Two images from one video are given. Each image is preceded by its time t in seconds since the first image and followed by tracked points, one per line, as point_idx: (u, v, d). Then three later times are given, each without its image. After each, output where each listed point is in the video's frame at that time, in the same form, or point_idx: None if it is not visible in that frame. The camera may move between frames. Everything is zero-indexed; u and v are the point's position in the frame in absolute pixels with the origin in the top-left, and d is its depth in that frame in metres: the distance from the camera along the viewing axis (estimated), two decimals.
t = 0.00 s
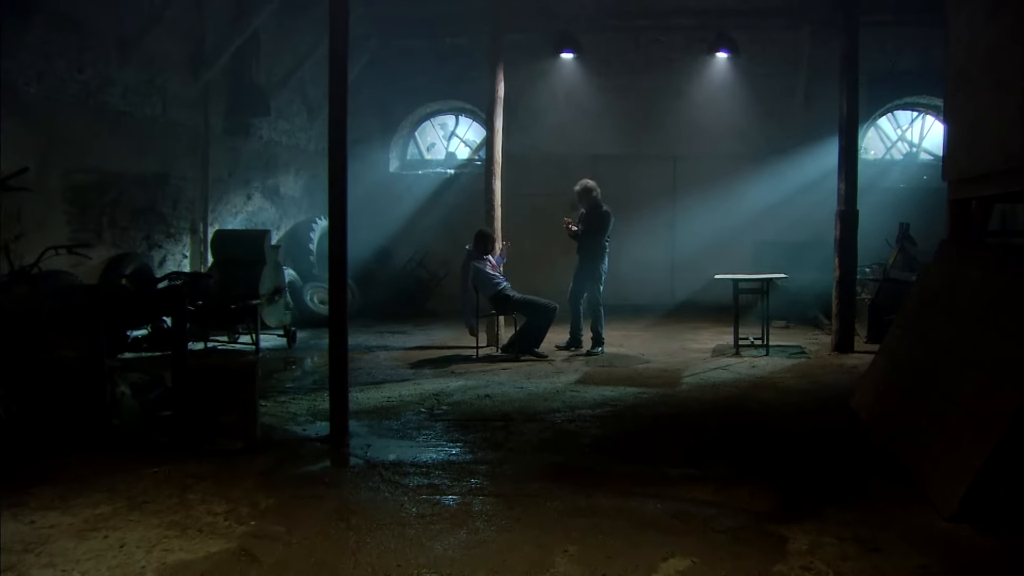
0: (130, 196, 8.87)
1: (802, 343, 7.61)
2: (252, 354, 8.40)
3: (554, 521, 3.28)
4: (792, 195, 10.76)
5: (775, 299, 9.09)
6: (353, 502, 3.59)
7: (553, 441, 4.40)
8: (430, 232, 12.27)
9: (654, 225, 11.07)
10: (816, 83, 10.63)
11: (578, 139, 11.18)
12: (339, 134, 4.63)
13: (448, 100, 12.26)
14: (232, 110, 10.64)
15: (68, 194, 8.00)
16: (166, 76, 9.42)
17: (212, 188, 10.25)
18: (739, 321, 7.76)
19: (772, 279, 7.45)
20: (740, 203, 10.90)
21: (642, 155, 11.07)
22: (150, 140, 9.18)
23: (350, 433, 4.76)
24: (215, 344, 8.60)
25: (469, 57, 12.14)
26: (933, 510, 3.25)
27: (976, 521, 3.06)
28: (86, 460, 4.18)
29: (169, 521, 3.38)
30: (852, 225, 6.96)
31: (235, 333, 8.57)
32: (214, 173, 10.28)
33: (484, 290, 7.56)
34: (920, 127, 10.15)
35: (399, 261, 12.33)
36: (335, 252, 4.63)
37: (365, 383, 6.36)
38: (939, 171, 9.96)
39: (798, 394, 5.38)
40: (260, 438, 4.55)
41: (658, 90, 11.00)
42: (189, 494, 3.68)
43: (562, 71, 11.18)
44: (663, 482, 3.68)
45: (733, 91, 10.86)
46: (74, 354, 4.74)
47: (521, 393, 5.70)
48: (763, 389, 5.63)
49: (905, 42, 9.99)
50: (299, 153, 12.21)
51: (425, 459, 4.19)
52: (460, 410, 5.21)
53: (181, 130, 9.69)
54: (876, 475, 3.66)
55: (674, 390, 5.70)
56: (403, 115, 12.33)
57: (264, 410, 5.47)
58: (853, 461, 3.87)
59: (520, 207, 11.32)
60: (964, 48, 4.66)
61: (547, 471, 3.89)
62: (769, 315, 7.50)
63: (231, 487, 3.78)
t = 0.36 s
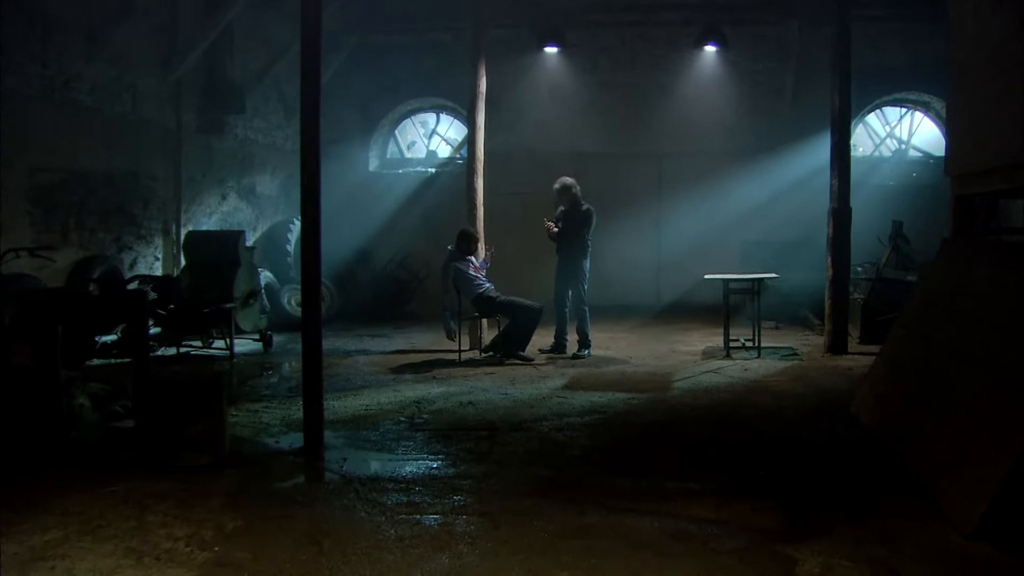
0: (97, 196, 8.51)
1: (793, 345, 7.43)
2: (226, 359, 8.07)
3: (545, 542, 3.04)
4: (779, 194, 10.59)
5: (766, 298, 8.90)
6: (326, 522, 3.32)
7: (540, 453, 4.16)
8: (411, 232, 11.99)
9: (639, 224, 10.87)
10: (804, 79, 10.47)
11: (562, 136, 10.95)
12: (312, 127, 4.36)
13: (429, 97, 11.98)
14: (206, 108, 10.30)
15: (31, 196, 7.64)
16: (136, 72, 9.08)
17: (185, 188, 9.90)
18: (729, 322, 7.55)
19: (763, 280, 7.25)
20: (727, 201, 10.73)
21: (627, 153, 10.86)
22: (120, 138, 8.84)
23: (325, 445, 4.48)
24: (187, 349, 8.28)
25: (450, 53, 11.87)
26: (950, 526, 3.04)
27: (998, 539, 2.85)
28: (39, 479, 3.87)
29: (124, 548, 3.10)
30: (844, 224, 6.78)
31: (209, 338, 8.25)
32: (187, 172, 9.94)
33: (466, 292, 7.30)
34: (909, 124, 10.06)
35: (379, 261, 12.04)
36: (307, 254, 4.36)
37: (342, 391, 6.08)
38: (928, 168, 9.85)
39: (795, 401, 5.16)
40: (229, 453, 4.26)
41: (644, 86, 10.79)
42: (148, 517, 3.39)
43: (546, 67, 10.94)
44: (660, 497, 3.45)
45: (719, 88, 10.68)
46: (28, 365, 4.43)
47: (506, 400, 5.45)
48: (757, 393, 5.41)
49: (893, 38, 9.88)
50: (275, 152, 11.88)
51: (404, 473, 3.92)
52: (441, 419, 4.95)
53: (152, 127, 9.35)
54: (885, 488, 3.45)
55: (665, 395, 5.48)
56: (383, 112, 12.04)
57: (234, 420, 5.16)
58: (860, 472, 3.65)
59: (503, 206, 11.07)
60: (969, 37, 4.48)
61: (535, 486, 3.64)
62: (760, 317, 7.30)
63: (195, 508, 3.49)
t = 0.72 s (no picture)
0: (72, 199, 8.21)
1: (791, 347, 7.24)
2: (206, 367, 7.80)
3: (543, 569, 2.82)
4: (773, 193, 10.42)
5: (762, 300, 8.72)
6: (307, 548, 3.08)
7: (535, 467, 3.93)
8: (398, 234, 11.74)
9: (630, 225, 10.67)
10: (798, 76, 10.30)
11: (552, 135, 10.73)
12: (289, 123, 4.10)
13: (415, 96, 11.73)
14: (186, 108, 10.02)
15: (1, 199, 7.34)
16: (113, 71, 8.79)
17: (164, 191, 9.61)
18: (725, 325, 7.34)
19: (760, 281, 7.05)
20: (720, 201, 10.56)
21: (618, 152, 10.66)
22: (95, 139, 8.54)
23: (306, 460, 4.24)
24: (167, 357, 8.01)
25: (437, 51, 11.63)
26: (977, 548, 2.84)
27: None
28: None
29: None
30: (843, 223, 6.59)
31: (189, 345, 7.97)
32: (166, 174, 9.66)
33: (455, 296, 7.06)
34: (903, 121, 9.91)
35: (365, 264, 11.78)
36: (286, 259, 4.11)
37: (326, 400, 5.83)
38: (923, 165, 9.74)
39: (800, 409, 4.95)
40: (205, 471, 4.01)
41: (634, 84, 10.59)
42: (113, 545, 3.13)
43: (534, 64, 10.72)
44: (664, 516, 3.23)
45: (711, 85, 10.49)
46: None
47: (497, 409, 5.22)
48: (758, 400, 5.20)
49: (886, 33, 9.73)
50: (258, 153, 11.59)
51: (390, 491, 3.68)
52: (430, 431, 4.72)
53: (129, 128, 9.06)
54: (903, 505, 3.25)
55: (662, 402, 5.26)
56: (369, 112, 11.79)
57: (212, 433, 4.91)
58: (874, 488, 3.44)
59: (491, 207, 10.84)
60: (978, 25, 4.29)
61: (530, 504, 3.42)
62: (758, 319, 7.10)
63: (165, 534, 3.24)
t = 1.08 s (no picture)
0: (41, 194, 7.87)
1: (786, 346, 7.05)
2: (182, 369, 7.50)
3: None
4: (765, 187, 10.24)
5: (756, 297, 8.54)
6: None
7: (526, 481, 3.71)
8: (381, 229, 11.47)
9: (620, 220, 10.46)
10: (789, 67, 10.10)
11: (539, 128, 10.49)
12: (262, 112, 3.83)
13: (399, 88, 11.43)
14: (162, 98, 9.67)
15: None
16: (84, 59, 8.45)
17: (139, 185, 9.28)
18: (719, 324, 7.14)
19: (755, 279, 6.86)
20: (710, 195, 10.36)
21: (607, 145, 10.44)
22: (66, 131, 8.20)
23: (282, 473, 3.98)
24: (141, 357, 7.70)
25: (421, 41, 11.33)
26: None
27: None
28: None
29: None
30: (841, 219, 6.40)
31: (164, 345, 7.67)
32: (141, 168, 9.32)
33: (440, 294, 6.80)
34: (897, 114, 9.77)
35: (348, 260, 11.50)
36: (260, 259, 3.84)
37: (305, 404, 5.57)
38: (917, 160, 9.63)
39: (802, 415, 4.75)
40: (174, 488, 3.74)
41: (623, 75, 10.36)
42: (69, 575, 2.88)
43: (522, 54, 10.45)
44: (667, 536, 3.03)
45: (702, 77, 10.28)
46: None
47: (485, 415, 4.99)
48: (757, 404, 5.01)
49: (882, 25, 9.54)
50: (237, 145, 11.25)
51: (371, 509, 3.44)
52: (415, 440, 4.48)
53: (102, 120, 8.73)
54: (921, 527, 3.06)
55: (657, 407, 5.05)
56: (352, 104, 11.49)
57: (184, 442, 4.64)
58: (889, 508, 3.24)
59: (477, 202, 10.58)
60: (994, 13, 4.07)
61: (523, 523, 3.20)
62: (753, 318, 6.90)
63: (127, 561, 2.98)
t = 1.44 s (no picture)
0: (12, 194, 7.57)
1: (784, 348, 6.87)
2: (161, 374, 7.24)
3: None
4: (759, 185, 10.07)
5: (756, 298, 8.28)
6: None
7: (519, 500, 3.50)
8: (368, 228, 11.22)
9: (612, 219, 10.26)
10: (784, 62, 9.91)
11: (530, 125, 10.26)
12: (236, 108, 3.58)
13: (386, 84, 11.18)
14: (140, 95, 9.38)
15: None
16: (59, 55, 8.15)
17: (117, 184, 8.99)
18: (715, 326, 6.95)
19: (753, 279, 6.66)
20: (703, 193, 10.18)
21: (598, 142, 10.23)
22: (39, 129, 7.90)
23: (260, 492, 3.76)
24: (119, 362, 7.45)
25: (409, 36, 11.08)
26: None
27: None
28: None
29: None
30: (841, 218, 6.22)
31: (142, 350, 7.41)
32: (119, 167, 9.03)
33: (427, 296, 6.57)
34: (893, 110, 9.60)
35: (334, 260, 11.26)
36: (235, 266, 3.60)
37: (287, 413, 5.33)
38: (913, 156, 9.50)
39: (805, 425, 4.55)
40: (143, 511, 3.51)
41: (615, 71, 10.14)
42: None
43: (511, 49, 10.22)
44: (672, 563, 2.85)
45: (695, 73, 10.09)
46: None
47: (474, 425, 4.78)
48: (758, 412, 4.81)
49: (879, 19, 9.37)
50: (219, 142, 10.96)
51: (353, 533, 3.22)
52: (400, 453, 4.25)
53: (78, 117, 8.44)
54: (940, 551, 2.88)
55: (654, 415, 4.85)
56: (338, 100, 11.23)
57: (158, 457, 4.40)
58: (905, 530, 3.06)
59: (466, 201, 10.35)
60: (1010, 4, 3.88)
61: (518, 548, 3.00)
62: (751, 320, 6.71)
63: None
